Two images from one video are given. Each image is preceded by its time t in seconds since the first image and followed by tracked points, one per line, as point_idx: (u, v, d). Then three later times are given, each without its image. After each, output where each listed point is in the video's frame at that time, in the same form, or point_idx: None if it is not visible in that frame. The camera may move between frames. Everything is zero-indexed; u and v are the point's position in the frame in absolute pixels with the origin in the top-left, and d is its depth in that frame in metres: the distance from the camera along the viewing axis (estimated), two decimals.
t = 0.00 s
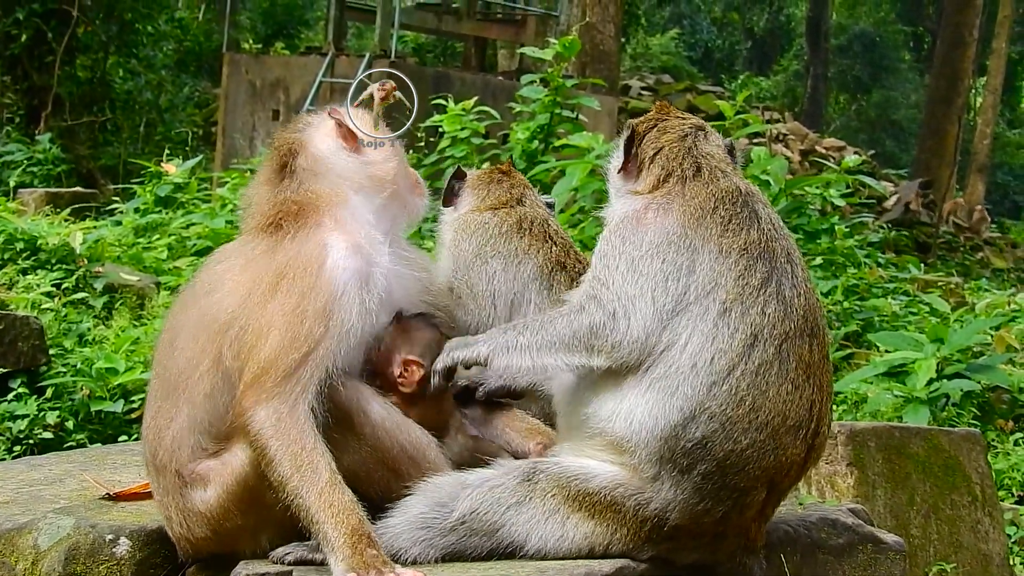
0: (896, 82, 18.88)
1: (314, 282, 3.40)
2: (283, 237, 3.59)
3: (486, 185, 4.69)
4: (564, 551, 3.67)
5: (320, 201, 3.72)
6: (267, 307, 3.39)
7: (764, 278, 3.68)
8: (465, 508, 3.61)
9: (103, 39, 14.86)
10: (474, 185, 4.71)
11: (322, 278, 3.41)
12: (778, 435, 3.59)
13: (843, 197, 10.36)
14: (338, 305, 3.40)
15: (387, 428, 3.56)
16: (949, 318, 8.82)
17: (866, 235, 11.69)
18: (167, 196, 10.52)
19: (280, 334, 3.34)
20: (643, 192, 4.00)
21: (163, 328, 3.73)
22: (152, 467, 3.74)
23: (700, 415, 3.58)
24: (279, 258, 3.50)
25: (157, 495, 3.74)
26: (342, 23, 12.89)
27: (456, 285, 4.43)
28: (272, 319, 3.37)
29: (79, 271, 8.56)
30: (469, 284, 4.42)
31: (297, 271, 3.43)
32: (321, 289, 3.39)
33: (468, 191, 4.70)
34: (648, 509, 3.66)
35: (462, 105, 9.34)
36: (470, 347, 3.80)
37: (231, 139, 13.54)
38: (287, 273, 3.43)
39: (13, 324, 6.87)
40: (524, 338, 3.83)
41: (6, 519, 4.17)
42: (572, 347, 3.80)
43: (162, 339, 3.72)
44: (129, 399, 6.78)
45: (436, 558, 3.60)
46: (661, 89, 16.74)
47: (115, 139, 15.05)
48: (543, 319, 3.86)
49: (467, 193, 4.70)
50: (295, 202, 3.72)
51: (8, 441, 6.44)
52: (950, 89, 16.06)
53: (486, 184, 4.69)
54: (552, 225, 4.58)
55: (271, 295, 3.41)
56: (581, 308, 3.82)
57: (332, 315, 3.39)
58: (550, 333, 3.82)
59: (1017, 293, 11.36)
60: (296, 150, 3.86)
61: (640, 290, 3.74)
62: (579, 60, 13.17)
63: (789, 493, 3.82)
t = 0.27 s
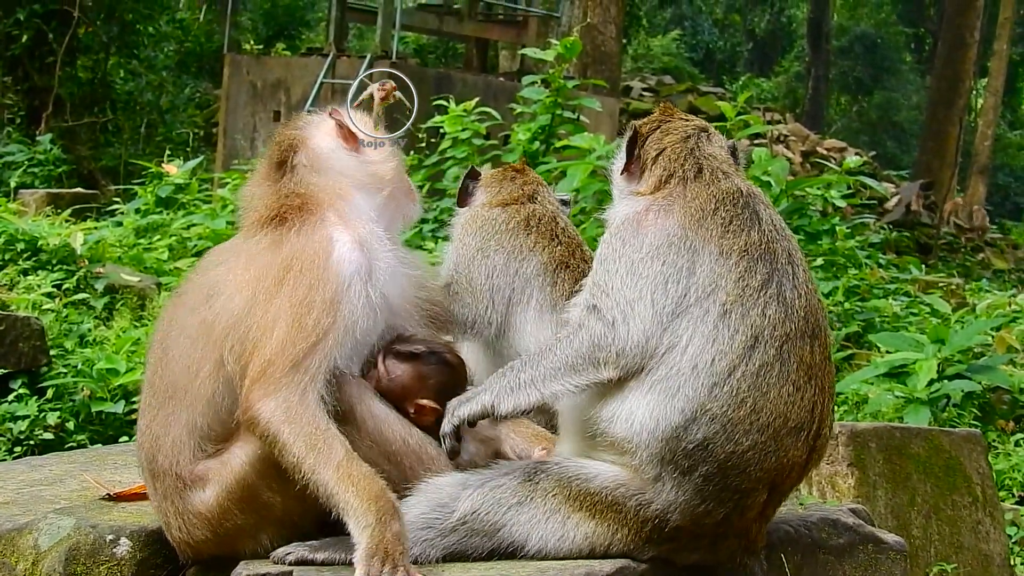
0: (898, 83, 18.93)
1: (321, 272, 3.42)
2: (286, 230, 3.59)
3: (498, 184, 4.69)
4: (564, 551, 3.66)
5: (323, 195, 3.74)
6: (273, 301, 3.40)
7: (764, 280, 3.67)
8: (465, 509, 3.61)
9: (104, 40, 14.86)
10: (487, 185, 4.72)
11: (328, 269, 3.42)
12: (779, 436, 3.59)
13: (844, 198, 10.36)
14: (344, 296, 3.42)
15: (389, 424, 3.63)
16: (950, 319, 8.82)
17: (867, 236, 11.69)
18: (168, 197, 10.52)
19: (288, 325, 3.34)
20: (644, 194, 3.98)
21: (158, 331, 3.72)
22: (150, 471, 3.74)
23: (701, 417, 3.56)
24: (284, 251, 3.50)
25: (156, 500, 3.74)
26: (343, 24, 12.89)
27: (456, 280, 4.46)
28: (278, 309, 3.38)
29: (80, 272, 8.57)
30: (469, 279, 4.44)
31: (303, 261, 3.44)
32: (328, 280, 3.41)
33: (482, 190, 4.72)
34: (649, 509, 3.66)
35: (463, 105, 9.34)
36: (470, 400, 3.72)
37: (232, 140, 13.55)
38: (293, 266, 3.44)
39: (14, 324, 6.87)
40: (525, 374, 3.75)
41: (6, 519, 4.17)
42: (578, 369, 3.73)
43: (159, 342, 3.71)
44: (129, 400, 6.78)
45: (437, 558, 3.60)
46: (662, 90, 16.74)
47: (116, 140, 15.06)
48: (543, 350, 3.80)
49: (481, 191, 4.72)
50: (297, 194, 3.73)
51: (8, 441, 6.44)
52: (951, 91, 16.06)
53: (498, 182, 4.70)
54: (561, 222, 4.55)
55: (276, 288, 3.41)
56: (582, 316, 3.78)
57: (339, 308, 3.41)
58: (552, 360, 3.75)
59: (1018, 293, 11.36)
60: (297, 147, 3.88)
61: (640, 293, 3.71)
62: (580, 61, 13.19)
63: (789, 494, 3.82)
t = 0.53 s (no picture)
0: (897, 83, 18.99)
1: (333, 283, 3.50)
2: (296, 236, 3.66)
3: (510, 182, 4.69)
4: (564, 552, 3.66)
5: (332, 201, 3.87)
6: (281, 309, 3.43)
7: (762, 281, 3.67)
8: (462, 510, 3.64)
9: (103, 40, 14.85)
10: (498, 185, 4.72)
11: (339, 277, 3.52)
12: (778, 437, 3.59)
13: (843, 198, 10.36)
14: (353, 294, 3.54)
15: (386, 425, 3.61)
16: (950, 319, 8.82)
17: (866, 236, 11.69)
18: (167, 197, 10.51)
19: (298, 330, 3.40)
20: (644, 196, 3.98)
21: (159, 335, 3.74)
22: (151, 477, 3.76)
23: (699, 418, 3.55)
24: (293, 257, 3.55)
25: (155, 503, 3.77)
26: (342, 24, 12.89)
27: (485, 297, 4.42)
28: (286, 317, 3.41)
29: (80, 272, 8.56)
30: (496, 292, 4.40)
31: (319, 277, 3.49)
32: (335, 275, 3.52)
33: (493, 190, 4.72)
34: (649, 510, 3.65)
35: (462, 106, 9.34)
36: (474, 424, 3.71)
37: (231, 140, 13.54)
38: (308, 278, 3.48)
39: (13, 324, 6.88)
40: (524, 391, 3.72)
41: (6, 519, 4.17)
42: (575, 378, 3.71)
43: (161, 350, 3.72)
44: (129, 400, 6.78)
45: (437, 558, 3.62)
46: (661, 90, 16.74)
47: (116, 140, 15.06)
48: (540, 364, 3.78)
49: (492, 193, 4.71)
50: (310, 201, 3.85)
51: (8, 442, 6.44)
52: (951, 91, 16.07)
53: (510, 181, 4.70)
54: (570, 224, 4.56)
55: (292, 297, 3.45)
56: (578, 323, 3.77)
57: (347, 301, 3.51)
58: (550, 372, 3.72)
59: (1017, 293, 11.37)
60: (303, 150, 4.03)
61: (636, 295, 3.69)
62: (580, 61, 13.19)
63: (789, 494, 3.82)
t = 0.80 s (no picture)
0: (899, 82, 19.01)
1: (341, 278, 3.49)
2: (299, 229, 3.67)
3: (513, 182, 4.69)
4: (567, 551, 3.67)
5: (337, 195, 3.87)
6: (289, 308, 3.45)
7: (760, 278, 3.67)
8: (466, 508, 3.61)
9: (105, 38, 14.85)
10: (501, 184, 4.72)
11: (347, 276, 3.51)
12: (778, 433, 3.58)
13: (845, 196, 10.36)
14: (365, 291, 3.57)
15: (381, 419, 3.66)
16: (952, 318, 8.82)
17: (868, 235, 11.69)
18: (169, 195, 10.51)
19: (307, 328, 3.41)
20: (643, 195, 3.98)
21: (163, 334, 3.76)
22: (155, 474, 3.77)
23: (698, 415, 3.55)
24: (296, 252, 3.57)
25: (158, 500, 3.78)
26: (344, 22, 12.90)
27: (500, 307, 4.39)
28: (295, 314, 3.44)
29: (82, 270, 8.57)
30: (511, 299, 4.37)
31: (323, 267, 3.50)
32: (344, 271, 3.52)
33: (496, 190, 4.72)
34: (651, 508, 3.65)
35: (464, 104, 9.35)
36: (474, 430, 3.66)
37: (233, 138, 13.54)
38: (312, 271, 3.49)
39: (16, 322, 6.88)
40: (522, 396, 3.68)
41: (9, 516, 4.17)
42: (571, 380, 3.69)
43: (165, 347, 3.73)
44: (131, 397, 6.78)
45: (439, 557, 3.62)
46: (663, 89, 16.74)
47: (117, 138, 15.06)
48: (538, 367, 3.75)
49: (495, 193, 4.71)
50: (315, 192, 3.86)
51: (10, 439, 6.44)
52: (953, 90, 16.08)
53: (513, 180, 4.70)
54: (573, 225, 4.57)
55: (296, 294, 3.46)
56: (573, 324, 3.75)
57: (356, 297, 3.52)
58: (548, 375, 3.70)
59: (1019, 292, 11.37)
60: (311, 143, 4.05)
61: (633, 294, 3.68)
62: (581, 59, 13.20)
63: (792, 492, 3.81)
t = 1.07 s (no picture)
0: (899, 81, 19.02)
1: (364, 279, 3.55)
2: (313, 228, 3.72)
3: (512, 180, 4.69)
4: (567, 549, 3.67)
5: (351, 194, 3.92)
6: (317, 311, 3.51)
7: (757, 275, 3.67)
8: (467, 508, 3.62)
9: (106, 36, 14.84)
10: (501, 183, 4.72)
11: (371, 276, 3.57)
12: (776, 431, 3.58)
13: (846, 195, 10.35)
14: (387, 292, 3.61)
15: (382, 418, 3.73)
16: (952, 316, 8.81)
17: (868, 233, 11.69)
18: (170, 193, 10.51)
19: (341, 336, 3.47)
20: (642, 195, 3.98)
21: (169, 332, 3.76)
22: (155, 471, 3.76)
23: (696, 413, 3.55)
24: (313, 251, 3.61)
25: (159, 498, 3.76)
26: (345, 20, 12.90)
27: (513, 310, 4.42)
28: (324, 319, 3.50)
29: (82, 267, 8.56)
30: (523, 301, 4.39)
31: (345, 267, 3.55)
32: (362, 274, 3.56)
33: (496, 189, 4.72)
34: (650, 507, 3.65)
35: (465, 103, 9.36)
36: (473, 441, 3.60)
37: (234, 136, 13.53)
38: (333, 272, 3.54)
39: (16, 320, 6.88)
40: (520, 404, 3.66)
41: (9, 514, 4.17)
42: (568, 383, 3.67)
43: (172, 345, 3.73)
44: (131, 395, 6.78)
45: (439, 555, 3.63)
46: (664, 87, 16.73)
47: (118, 135, 15.06)
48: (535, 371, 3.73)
49: (495, 192, 4.71)
50: (329, 192, 3.90)
51: (10, 437, 6.44)
52: (953, 89, 16.09)
53: (512, 178, 4.70)
54: (575, 224, 4.57)
55: (320, 297, 3.52)
56: (569, 324, 3.74)
57: (382, 298, 3.56)
58: (547, 379, 3.68)
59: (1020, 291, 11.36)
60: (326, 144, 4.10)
61: (628, 293, 3.68)
62: (582, 57, 13.19)
63: (792, 489, 3.81)
